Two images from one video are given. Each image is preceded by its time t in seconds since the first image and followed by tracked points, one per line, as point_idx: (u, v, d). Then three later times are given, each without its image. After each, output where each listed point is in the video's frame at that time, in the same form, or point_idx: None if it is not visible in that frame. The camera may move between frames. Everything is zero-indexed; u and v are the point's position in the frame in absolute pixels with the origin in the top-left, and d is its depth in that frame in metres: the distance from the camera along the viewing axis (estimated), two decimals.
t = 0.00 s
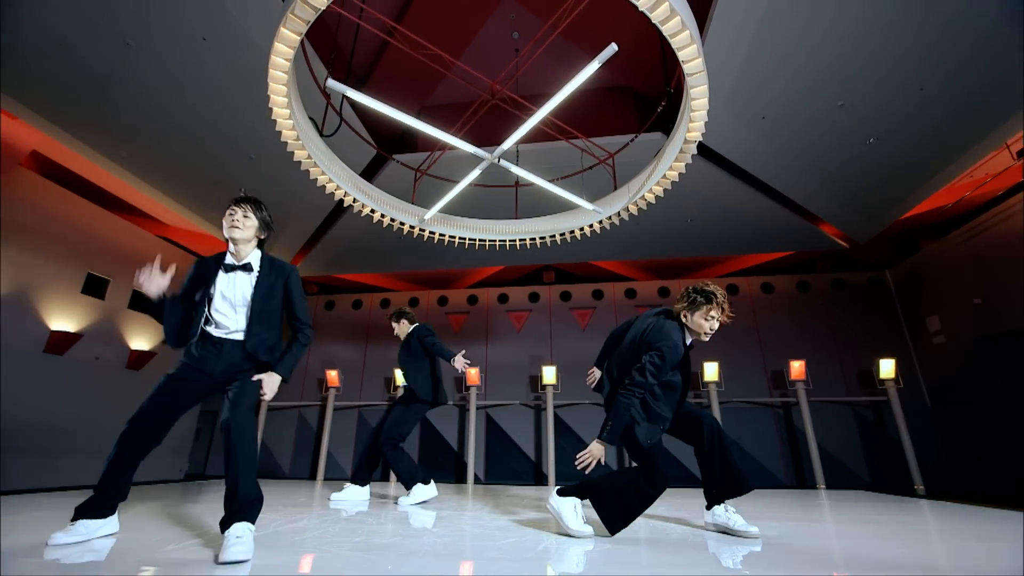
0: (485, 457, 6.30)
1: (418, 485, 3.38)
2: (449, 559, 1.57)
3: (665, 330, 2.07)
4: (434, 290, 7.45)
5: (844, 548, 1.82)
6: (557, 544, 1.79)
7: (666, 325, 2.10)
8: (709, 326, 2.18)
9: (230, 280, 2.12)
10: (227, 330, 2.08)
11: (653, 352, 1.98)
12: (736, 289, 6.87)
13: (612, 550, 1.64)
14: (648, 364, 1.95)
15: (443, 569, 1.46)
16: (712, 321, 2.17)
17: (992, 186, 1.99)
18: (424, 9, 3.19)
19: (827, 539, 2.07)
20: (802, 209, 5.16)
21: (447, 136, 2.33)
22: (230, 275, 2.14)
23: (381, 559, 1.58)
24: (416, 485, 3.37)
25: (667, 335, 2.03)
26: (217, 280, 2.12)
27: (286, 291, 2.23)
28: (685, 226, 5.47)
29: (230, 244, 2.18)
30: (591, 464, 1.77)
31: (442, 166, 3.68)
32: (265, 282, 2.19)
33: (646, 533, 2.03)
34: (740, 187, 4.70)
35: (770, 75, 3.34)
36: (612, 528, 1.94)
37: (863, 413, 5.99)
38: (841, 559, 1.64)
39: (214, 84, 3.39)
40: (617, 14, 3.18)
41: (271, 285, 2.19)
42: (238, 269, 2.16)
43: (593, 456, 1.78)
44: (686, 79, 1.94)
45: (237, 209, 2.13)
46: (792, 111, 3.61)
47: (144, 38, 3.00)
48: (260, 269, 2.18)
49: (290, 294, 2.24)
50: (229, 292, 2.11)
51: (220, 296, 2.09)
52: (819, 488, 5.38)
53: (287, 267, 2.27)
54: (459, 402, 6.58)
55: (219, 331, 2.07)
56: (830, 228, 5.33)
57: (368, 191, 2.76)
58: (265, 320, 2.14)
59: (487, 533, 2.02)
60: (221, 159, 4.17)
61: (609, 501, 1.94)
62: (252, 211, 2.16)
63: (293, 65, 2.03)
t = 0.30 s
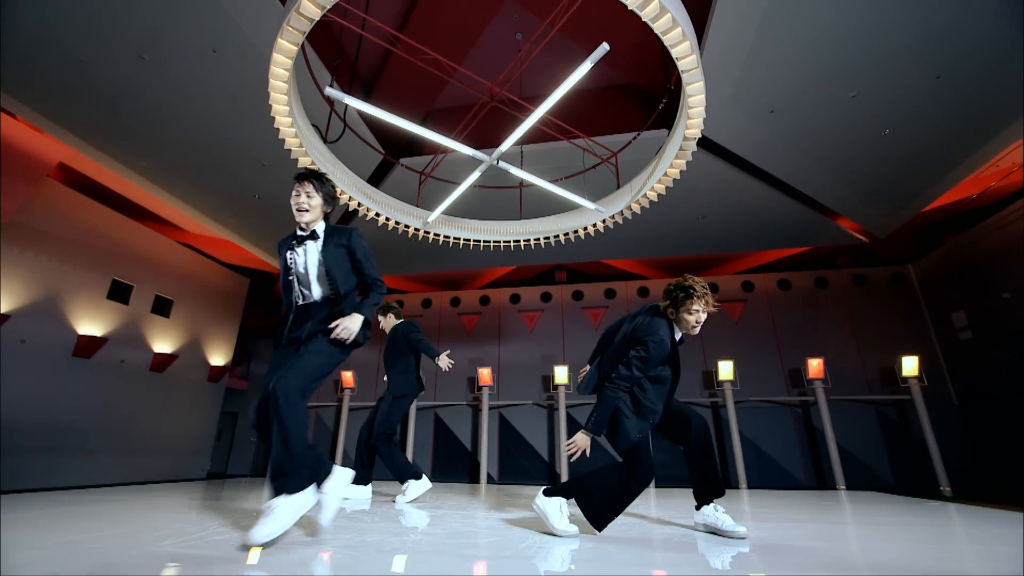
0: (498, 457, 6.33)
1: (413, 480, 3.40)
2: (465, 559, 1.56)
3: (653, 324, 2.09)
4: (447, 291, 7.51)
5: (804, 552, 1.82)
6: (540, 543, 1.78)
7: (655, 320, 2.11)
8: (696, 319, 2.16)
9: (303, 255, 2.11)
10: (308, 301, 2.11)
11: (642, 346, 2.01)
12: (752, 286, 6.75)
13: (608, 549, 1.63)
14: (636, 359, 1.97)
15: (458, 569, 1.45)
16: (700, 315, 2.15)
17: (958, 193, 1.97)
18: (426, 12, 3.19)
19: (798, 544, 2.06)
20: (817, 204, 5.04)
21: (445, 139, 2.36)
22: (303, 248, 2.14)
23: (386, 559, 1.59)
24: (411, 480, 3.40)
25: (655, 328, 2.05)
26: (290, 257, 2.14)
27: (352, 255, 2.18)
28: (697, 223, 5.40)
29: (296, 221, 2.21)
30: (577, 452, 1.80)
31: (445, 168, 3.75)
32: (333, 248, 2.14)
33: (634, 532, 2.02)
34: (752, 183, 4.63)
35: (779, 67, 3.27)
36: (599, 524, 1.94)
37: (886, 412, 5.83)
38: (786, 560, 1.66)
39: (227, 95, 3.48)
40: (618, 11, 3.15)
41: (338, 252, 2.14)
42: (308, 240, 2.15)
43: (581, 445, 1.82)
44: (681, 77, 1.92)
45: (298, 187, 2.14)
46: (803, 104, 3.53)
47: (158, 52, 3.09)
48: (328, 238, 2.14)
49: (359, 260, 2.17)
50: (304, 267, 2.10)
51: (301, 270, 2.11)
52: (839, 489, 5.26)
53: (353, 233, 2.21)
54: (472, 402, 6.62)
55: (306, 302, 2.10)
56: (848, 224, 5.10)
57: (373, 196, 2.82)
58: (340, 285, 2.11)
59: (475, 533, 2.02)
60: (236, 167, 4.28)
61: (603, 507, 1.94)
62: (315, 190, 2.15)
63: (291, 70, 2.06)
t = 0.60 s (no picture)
0: (509, 457, 6.35)
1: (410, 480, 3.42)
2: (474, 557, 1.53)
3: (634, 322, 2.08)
4: (457, 292, 7.55)
5: (773, 549, 1.87)
6: (529, 539, 1.81)
7: (633, 314, 2.13)
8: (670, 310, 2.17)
9: (355, 265, 2.15)
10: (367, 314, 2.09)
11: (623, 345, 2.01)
12: (765, 283, 6.65)
13: (593, 548, 1.66)
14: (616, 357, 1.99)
15: (469, 568, 1.41)
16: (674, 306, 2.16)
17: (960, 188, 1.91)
18: (426, 17, 3.19)
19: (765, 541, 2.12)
20: (830, 200, 4.94)
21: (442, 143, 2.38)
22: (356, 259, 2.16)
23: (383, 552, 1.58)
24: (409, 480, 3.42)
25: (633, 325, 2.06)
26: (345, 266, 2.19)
27: (398, 265, 2.13)
28: (706, 221, 5.34)
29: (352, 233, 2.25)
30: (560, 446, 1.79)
31: (448, 171, 3.76)
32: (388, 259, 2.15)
33: (621, 531, 2.02)
34: (761, 179, 4.56)
35: (786, 60, 3.21)
36: (584, 523, 1.95)
37: (905, 410, 5.67)
38: (770, 559, 1.68)
39: (237, 105, 3.56)
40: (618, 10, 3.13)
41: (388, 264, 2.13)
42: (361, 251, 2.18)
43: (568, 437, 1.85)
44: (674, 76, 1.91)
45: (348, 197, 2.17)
46: (811, 98, 3.47)
47: (169, 64, 3.18)
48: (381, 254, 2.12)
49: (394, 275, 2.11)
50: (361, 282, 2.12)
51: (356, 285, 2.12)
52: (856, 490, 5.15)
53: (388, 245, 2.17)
54: (483, 402, 6.66)
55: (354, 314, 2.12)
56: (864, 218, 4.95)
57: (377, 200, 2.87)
58: (388, 295, 2.05)
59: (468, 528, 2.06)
60: (248, 174, 4.39)
61: (587, 504, 1.95)
62: (365, 201, 2.16)
63: (290, 79, 2.10)
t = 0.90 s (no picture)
0: (517, 456, 6.38)
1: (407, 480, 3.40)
2: (456, 555, 1.54)
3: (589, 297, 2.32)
4: (465, 292, 7.59)
5: (786, 553, 1.88)
6: (507, 539, 1.84)
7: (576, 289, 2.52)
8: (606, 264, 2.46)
9: (394, 269, 2.17)
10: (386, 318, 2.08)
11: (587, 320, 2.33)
12: (775, 281, 6.56)
13: (574, 548, 1.71)
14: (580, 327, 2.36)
15: (475, 568, 1.42)
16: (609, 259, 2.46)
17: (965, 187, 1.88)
18: (423, 21, 3.21)
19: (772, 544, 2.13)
20: (839, 196, 4.86)
21: (437, 147, 2.41)
22: (392, 264, 2.19)
23: (360, 549, 1.60)
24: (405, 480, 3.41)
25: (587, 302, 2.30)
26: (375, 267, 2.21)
27: (436, 278, 2.18)
28: (712, 219, 5.30)
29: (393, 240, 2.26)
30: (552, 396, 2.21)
31: (448, 173, 3.79)
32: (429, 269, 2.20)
33: (603, 531, 2.09)
34: (766, 176, 4.51)
35: (787, 56, 3.17)
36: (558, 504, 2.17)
37: (920, 409, 5.55)
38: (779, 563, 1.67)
39: (243, 112, 3.64)
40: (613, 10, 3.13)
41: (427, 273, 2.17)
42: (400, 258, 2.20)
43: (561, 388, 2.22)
44: (662, 76, 1.92)
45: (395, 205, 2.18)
46: (814, 93, 3.42)
47: (175, 73, 3.26)
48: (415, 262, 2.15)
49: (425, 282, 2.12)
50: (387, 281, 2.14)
51: (381, 283, 2.15)
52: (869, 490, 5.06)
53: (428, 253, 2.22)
54: (491, 402, 6.69)
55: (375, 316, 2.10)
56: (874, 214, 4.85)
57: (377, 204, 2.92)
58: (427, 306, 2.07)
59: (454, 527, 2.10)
60: (255, 179, 4.48)
61: (547, 483, 2.19)
62: (406, 210, 2.16)
63: (285, 85, 2.14)
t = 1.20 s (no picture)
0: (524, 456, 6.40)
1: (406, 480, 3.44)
2: (436, 551, 1.56)
3: (568, 295, 2.29)
4: (471, 293, 7.63)
5: (757, 553, 1.87)
6: (490, 538, 1.85)
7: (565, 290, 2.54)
8: (577, 270, 2.47)
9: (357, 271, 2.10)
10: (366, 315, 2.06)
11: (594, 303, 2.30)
12: (783, 279, 6.48)
13: (556, 546, 1.76)
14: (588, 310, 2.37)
15: (483, 568, 1.43)
16: (578, 262, 2.45)
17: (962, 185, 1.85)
18: (420, 25, 3.21)
19: (738, 543, 2.12)
20: (847, 193, 4.79)
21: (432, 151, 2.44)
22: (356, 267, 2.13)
23: (340, 547, 1.63)
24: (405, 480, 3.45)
25: (575, 299, 2.22)
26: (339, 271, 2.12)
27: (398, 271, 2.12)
28: (718, 217, 5.26)
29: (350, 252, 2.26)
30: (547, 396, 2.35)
31: (448, 175, 3.82)
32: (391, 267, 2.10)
33: (589, 530, 2.10)
34: (771, 174, 4.47)
35: (787, 51, 3.14)
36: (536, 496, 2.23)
37: (934, 408, 5.45)
38: (756, 563, 1.66)
39: (248, 119, 3.71)
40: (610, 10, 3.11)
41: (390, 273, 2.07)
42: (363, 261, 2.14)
43: (597, 361, 2.20)
44: (651, 77, 1.92)
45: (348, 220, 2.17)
46: (816, 89, 3.38)
47: (181, 81, 3.33)
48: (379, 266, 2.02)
49: (381, 291, 2.05)
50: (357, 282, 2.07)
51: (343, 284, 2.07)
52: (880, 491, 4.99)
53: (384, 259, 2.06)
54: (497, 402, 6.71)
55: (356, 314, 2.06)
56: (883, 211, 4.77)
57: (378, 206, 2.96)
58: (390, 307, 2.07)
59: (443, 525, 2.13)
60: (262, 184, 4.56)
61: (525, 476, 2.26)
62: (360, 224, 2.15)
63: (282, 92, 2.18)
